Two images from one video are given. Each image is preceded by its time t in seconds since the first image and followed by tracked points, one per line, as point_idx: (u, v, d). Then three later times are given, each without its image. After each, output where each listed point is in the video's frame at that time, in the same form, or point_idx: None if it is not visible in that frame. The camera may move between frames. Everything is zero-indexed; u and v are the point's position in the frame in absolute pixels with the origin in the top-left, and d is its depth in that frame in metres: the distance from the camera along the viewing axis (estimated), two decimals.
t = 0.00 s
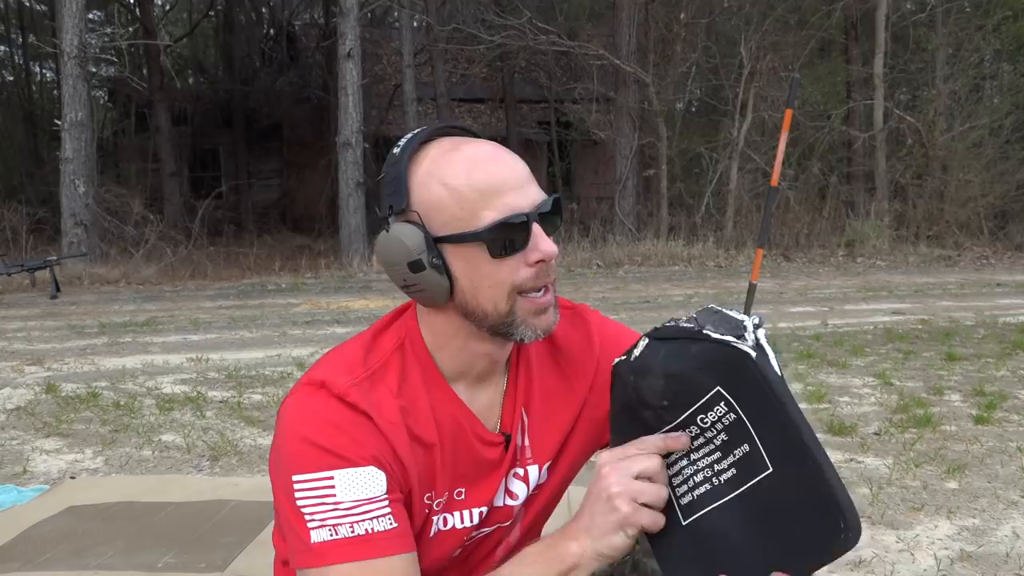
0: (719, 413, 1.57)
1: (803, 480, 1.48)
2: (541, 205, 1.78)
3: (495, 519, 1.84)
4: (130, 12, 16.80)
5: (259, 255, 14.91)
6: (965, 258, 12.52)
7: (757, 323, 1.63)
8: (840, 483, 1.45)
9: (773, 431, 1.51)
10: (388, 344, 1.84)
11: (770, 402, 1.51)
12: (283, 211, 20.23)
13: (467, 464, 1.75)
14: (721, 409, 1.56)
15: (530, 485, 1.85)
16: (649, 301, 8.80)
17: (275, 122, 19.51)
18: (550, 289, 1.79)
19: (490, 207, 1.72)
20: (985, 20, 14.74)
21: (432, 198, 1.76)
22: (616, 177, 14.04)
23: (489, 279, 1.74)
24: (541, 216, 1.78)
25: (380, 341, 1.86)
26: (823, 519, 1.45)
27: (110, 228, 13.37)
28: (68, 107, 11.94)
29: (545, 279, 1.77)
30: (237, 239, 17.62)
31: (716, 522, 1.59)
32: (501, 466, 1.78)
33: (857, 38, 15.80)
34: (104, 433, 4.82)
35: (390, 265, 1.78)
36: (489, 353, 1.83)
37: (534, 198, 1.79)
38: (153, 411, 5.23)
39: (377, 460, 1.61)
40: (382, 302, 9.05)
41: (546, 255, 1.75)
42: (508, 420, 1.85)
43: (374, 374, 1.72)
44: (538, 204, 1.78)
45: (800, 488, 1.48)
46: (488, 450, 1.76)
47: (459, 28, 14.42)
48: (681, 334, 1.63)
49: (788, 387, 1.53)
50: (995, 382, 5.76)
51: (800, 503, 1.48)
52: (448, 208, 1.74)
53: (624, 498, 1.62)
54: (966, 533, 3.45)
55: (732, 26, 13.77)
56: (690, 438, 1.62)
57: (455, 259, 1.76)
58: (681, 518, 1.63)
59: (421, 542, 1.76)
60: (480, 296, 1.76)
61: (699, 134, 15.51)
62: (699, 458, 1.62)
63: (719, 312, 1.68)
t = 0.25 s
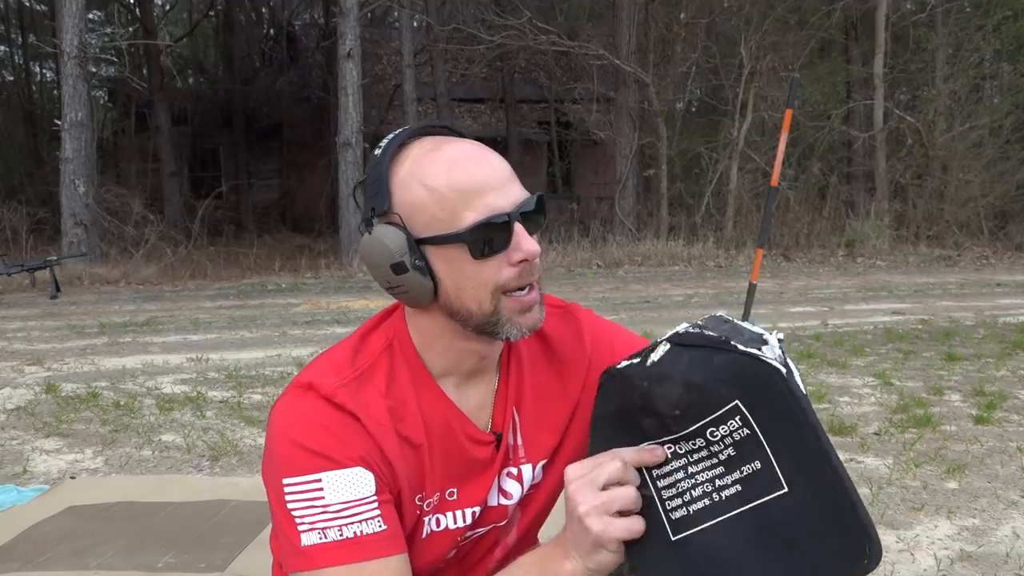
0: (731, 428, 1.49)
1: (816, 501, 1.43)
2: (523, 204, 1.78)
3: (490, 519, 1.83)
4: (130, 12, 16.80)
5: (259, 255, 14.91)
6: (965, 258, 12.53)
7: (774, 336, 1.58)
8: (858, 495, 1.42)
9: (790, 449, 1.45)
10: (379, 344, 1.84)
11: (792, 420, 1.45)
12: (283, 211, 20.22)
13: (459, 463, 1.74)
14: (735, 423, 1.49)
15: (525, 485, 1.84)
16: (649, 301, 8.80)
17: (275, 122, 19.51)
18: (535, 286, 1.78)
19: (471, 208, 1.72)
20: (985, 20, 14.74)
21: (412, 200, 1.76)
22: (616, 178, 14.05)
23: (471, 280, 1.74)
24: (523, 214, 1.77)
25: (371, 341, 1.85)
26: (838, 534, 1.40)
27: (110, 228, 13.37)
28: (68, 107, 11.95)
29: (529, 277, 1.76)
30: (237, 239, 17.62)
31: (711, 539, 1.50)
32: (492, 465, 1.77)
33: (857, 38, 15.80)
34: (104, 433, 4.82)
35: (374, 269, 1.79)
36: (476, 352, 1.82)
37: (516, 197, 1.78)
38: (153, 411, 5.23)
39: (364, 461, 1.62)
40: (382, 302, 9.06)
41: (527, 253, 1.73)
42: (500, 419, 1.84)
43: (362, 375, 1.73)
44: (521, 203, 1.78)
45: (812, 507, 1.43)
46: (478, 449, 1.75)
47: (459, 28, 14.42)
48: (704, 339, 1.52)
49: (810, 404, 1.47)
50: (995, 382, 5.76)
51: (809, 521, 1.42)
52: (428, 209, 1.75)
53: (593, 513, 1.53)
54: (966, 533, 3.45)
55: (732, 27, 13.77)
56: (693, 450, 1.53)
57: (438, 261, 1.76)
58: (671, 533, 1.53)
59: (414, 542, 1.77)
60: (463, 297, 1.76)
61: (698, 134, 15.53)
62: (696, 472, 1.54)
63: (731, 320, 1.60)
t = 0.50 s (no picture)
0: (705, 424, 1.50)
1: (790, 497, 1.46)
2: (502, 202, 1.78)
3: (488, 521, 1.82)
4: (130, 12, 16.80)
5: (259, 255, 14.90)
6: (965, 258, 12.53)
7: (743, 332, 1.60)
8: (832, 486, 1.47)
9: (765, 444, 1.47)
10: (373, 346, 1.84)
11: (768, 414, 1.47)
12: (283, 211, 20.20)
13: (455, 464, 1.74)
14: (709, 419, 1.49)
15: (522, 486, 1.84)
16: (649, 301, 8.79)
17: (275, 122, 19.50)
18: (516, 284, 1.77)
19: (447, 208, 1.73)
20: (985, 20, 14.74)
21: (390, 201, 1.77)
22: (616, 178, 14.05)
23: (450, 280, 1.74)
24: (502, 213, 1.77)
25: (366, 344, 1.87)
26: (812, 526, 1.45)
27: (110, 228, 13.37)
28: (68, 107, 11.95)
29: (508, 276, 1.75)
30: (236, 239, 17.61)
31: (682, 537, 1.48)
32: (489, 465, 1.77)
33: (857, 38, 15.81)
34: (104, 433, 4.82)
35: (356, 270, 1.81)
36: (465, 351, 1.82)
37: (493, 194, 1.78)
38: (153, 411, 5.23)
39: (356, 466, 1.62)
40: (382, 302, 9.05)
41: (504, 251, 1.72)
42: (495, 419, 1.84)
43: (356, 378, 1.74)
44: (500, 202, 1.77)
45: (789, 503, 1.45)
46: (474, 449, 1.75)
47: (459, 28, 14.42)
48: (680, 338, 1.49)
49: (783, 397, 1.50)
50: (995, 382, 5.76)
51: (787, 517, 1.45)
52: (405, 210, 1.76)
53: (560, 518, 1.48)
54: (966, 533, 3.45)
55: (732, 27, 13.77)
56: (664, 448, 1.52)
57: (416, 262, 1.78)
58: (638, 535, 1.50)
59: (413, 546, 1.75)
60: (440, 296, 1.76)
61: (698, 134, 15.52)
62: (666, 469, 1.52)
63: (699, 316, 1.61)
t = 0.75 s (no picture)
0: (676, 407, 1.44)
1: (768, 477, 1.41)
2: (491, 200, 1.78)
3: (485, 521, 1.82)
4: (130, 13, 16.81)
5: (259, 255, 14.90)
6: (965, 258, 12.53)
7: (714, 310, 1.55)
8: (810, 465, 1.43)
9: (738, 425, 1.42)
10: (368, 345, 1.84)
11: (739, 394, 1.42)
12: (283, 211, 20.20)
13: (451, 463, 1.74)
14: (679, 402, 1.44)
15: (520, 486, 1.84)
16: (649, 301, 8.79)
17: (275, 122, 19.51)
18: (503, 281, 1.77)
19: (435, 203, 1.73)
20: (985, 20, 14.74)
21: (380, 196, 1.79)
22: (616, 178, 14.06)
23: (437, 275, 1.74)
24: (491, 211, 1.77)
25: (361, 343, 1.87)
26: (793, 504, 1.40)
27: (110, 229, 13.37)
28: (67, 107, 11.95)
29: (495, 273, 1.75)
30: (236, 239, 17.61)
31: (659, 523, 1.44)
32: (485, 464, 1.78)
33: (857, 38, 15.81)
34: (104, 433, 4.82)
35: (345, 262, 1.82)
36: (454, 348, 1.81)
37: (482, 192, 1.78)
38: (153, 411, 5.23)
39: (352, 465, 1.62)
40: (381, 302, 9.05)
41: (490, 249, 1.72)
42: (491, 419, 1.86)
43: (352, 377, 1.74)
44: (488, 199, 1.78)
45: (767, 483, 1.41)
46: (470, 448, 1.76)
47: (459, 28, 14.42)
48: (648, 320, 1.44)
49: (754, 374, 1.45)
50: (995, 382, 5.75)
51: (766, 497, 1.41)
52: (395, 205, 1.77)
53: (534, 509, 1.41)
54: (966, 533, 3.45)
55: (732, 27, 13.77)
56: (637, 432, 1.46)
57: (405, 255, 1.78)
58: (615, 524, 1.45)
59: (410, 545, 1.76)
60: (427, 290, 1.77)
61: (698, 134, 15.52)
62: (640, 455, 1.47)
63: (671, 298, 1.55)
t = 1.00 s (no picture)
0: (671, 418, 1.44)
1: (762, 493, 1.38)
2: (484, 198, 1.78)
3: (484, 519, 1.82)
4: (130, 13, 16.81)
5: (259, 255, 14.90)
6: (965, 258, 12.53)
7: (715, 319, 1.51)
8: (804, 483, 1.38)
9: (732, 439, 1.40)
10: (366, 344, 1.83)
11: (733, 406, 1.40)
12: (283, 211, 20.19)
13: (449, 461, 1.75)
14: (674, 413, 1.44)
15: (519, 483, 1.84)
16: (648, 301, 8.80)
17: (275, 122, 19.51)
18: (495, 277, 1.77)
19: (426, 201, 1.73)
20: (985, 20, 14.76)
21: (375, 194, 1.79)
22: (616, 178, 14.05)
23: (429, 274, 1.74)
24: (484, 208, 1.77)
25: (359, 341, 1.86)
26: (786, 524, 1.36)
27: (110, 229, 13.38)
28: (68, 107, 11.95)
29: (487, 270, 1.75)
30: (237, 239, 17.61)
31: (653, 534, 1.44)
32: (483, 463, 1.78)
33: (857, 38, 15.81)
34: (104, 433, 4.82)
35: (340, 261, 1.83)
36: (448, 345, 1.81)
37: (474, 189, 1.78)
38: (153, 411, 5.23)
39: (350, 465, 1.62)
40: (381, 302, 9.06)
41: (481, 245, 1.72)
42: (489, 417, 1.85)
43: (350, 376, 1.73)
44: (481, 197, 1.77)
45: (761, 499, 1.38)
46: (468, 446, 1.76)
47: (459, 28, 14.41)
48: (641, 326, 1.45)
49: (752, 387, 1.42)
50: (995, 382, 5.76)
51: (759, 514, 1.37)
52: (388, 204, 1.77)
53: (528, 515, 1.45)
54: (966, 533, 3.45)
55: (732, 27, 13.77)
56: (632, 442, 1.48)
57: (397, 252, 1.79)
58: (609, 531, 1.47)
59: (409, 544, 1.76)
60: (420, 289, 1.77)
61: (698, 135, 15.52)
62: (636, 465, 1.48)
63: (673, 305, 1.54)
